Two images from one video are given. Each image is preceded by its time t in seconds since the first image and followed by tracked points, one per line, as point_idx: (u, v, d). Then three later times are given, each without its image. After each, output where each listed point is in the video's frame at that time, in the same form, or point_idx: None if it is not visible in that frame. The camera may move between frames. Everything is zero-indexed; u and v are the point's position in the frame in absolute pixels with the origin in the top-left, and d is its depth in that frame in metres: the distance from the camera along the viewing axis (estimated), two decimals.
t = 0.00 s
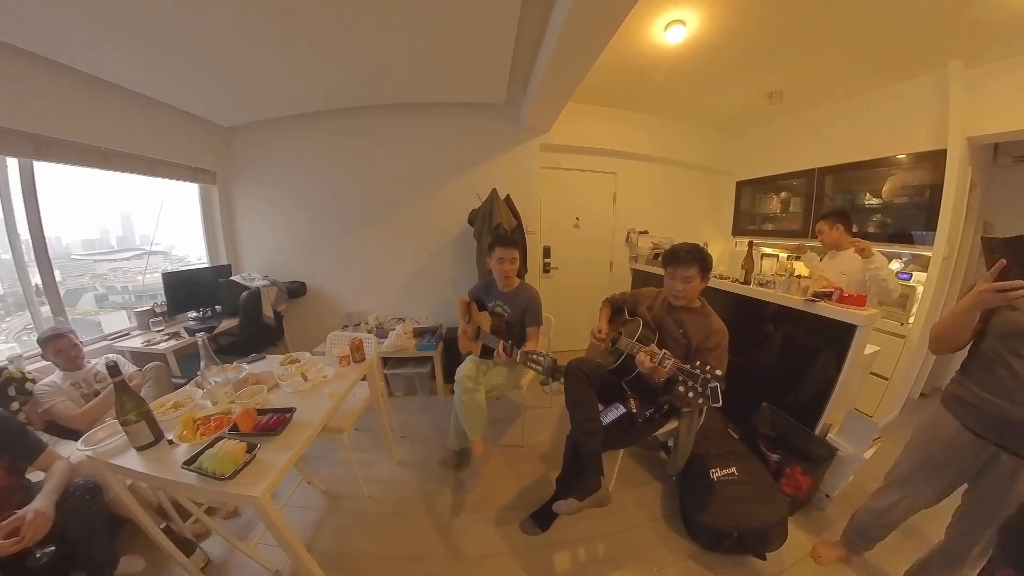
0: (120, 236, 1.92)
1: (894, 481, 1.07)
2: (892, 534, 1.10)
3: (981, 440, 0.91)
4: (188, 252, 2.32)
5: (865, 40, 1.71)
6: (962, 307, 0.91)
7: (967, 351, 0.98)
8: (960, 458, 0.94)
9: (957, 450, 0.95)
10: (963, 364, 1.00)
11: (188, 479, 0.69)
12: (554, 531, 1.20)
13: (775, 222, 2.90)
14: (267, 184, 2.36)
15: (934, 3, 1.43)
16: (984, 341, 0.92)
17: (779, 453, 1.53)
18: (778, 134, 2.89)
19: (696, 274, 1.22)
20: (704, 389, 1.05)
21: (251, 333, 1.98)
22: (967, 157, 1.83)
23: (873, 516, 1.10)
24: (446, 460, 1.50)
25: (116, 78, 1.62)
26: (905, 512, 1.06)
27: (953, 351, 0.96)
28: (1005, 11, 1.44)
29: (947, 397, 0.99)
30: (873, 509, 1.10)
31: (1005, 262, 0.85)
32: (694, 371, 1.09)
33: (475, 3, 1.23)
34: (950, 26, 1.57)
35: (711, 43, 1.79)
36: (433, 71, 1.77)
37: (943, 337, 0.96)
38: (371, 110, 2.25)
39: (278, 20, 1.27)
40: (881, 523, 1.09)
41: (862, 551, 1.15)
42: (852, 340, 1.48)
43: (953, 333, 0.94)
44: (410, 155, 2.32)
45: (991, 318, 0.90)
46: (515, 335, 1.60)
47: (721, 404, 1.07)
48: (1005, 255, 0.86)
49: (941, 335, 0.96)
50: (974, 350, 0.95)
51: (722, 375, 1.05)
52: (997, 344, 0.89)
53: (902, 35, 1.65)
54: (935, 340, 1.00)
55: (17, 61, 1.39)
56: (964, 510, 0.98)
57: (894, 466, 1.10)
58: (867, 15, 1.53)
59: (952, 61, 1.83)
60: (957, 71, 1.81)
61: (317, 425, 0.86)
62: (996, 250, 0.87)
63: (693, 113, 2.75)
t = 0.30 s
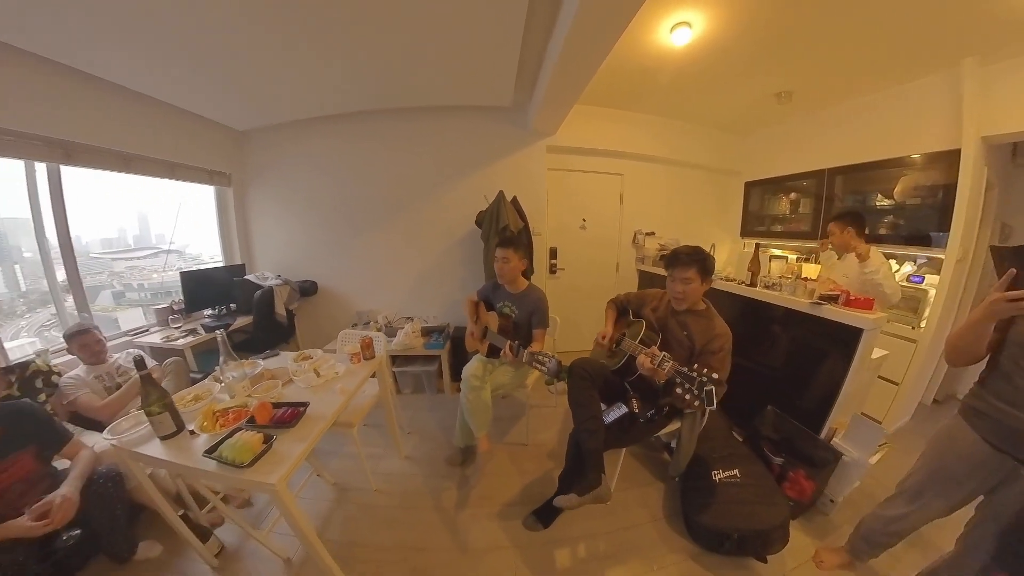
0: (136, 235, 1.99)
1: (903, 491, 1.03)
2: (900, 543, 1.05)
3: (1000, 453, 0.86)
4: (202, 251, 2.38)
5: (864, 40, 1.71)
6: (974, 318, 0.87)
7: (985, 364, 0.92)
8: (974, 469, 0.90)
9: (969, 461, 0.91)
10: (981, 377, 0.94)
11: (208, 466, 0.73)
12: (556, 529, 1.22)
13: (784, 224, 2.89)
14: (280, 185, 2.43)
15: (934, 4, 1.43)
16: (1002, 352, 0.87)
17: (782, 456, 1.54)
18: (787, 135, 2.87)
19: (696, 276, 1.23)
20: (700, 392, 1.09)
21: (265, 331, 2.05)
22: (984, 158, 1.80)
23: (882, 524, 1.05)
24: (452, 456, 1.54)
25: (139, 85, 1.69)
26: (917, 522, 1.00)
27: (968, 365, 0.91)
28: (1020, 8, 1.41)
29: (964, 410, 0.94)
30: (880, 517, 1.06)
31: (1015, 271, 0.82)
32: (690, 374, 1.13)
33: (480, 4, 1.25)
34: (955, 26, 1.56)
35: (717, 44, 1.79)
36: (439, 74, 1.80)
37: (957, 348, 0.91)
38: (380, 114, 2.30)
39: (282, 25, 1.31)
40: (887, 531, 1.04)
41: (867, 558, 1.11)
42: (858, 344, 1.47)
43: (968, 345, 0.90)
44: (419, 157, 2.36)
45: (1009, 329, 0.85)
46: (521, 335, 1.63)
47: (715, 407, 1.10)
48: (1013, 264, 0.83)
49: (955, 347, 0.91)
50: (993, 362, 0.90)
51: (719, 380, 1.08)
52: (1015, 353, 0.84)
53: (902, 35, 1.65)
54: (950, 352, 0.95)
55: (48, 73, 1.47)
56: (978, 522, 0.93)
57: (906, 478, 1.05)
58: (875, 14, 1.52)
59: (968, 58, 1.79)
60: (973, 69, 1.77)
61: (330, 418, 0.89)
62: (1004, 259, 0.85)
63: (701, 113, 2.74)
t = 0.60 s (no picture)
0: (152, 234, 2.05)
1: (906, 494, 1.03)
2: (903, 549, 1.04)
3: (1001, 456, 0.86)
4: (215, 250, 2.44)
5: (863, 40, 1.70)
6: (979, 321, 0.88)
7: (993, 367, 0.92)
8: (977, 473, 0.90)
9: (972, 466, 0.91)
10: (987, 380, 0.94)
11: (227, 454, 0.77)
12: (558, 526, 1.24)
13: (793, 225, 2.86)
14: (292, 186, 2.48)
15: (934, 3, 1.42)
16: (1009, 355, 0.87)
17: (786, 459, 1.54)
18: (797, 136, 2.84)
19: (701, 279, 1.25)
20: (702, 393, 1.10)
21: (277, 328, 2.09)
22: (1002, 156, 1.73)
23: (886, 529, 1.05)
24: (458, 452, 1.57)
25: (162, 92, 1.78)
26: (919, 526, 1.00)
27: (976, 368, 0.91)
28: None
29: (967, 412, 0.94)
30: (884, 522, 1.06)
31: (1020, 274, 0.82)
32: (693, 375, 1.14)
33: (489, 7, 1.27)
34: (961, 26, 1.54)
35: (725, 45, 1.79)
36: (447, 77, 1.82)
37: (964, 352, 0.92)
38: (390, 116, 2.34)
39: (293, 30, 1.35)
40: (890, 536, 1.04)
41: (870, 564, 1.10)
42: (865, 347, 1.47)
43: (974, 348, 0.90)
44: (427, 158, 2.39)
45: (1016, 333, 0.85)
46: (527, 335, 1.65)
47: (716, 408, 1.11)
48: (1018, 267, 0.82)
49: (961, 350, 0.92)
50: (999, 365, 0.90)
51: (721, 381, 1.09)
52: (1020, 357, 0.84)
53: (902, 35, 1.64)
54: (958, 355, 0.95)
55: (73, 81, 1.54)
56: (980, 527, 0.93)
57: (909, 482, 1.05)
58: (884, 14, 1.50)
59: (984, 57, 1.75)
60: (989, 68, 1.74)
61: (341, 412, 0.92)
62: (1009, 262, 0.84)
63: (709, 113, 2.73)
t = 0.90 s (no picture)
0: (168, 234, 2.12)
1: (904, 494, 1.04)
2: (902, 552, 1.05)
3: (990, 454, 0.87)
4: (228, 249, 2.51)
5: (865, 38, 1.69)
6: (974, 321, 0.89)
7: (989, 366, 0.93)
8: (974, 476, 0.91)
9: (968, 467, 0.91)
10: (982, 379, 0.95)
11: (247, 442, 0.81)
12: (561, 521, 1.27)
13: (803, 225, 2.85)
14: (305, 186, 2.55)
15: (935, 4, 1.41)
16: (1003, 355, 0.88)
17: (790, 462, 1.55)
18: (806, 136, 2.82)
19: (705, 281, 1.26)
20: (704, 392, 1.12)
21: (290, 325, 2.15)
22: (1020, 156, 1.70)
23: (884, 531, 1.05)
24: (465, 448, 1.60)
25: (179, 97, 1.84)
26: (915, 528, 1.02)
27: (970, 365, 0.92)
28: None
29: (961, 412, 0.95)
30: (882, 523, 1.06)
31: (1017, 276, 0.82)
32: (694, 374, 1.15)
33: (495, 11, 1.30)
34: (961, 25, 1.54)
35: (730, 47, 1.81)
36: (455, 81, 1.86)
37: (958, 350, 0.93)
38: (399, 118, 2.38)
39: (305, 37, 1.39)
40: (889, 539, 1.05)
41: (871, 569, 1.10)
42: (871, 349, 1.47)
43: (968, 347, 0.91)
44: (436, 160, 2.43)
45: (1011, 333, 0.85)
46: (534, 334, 1.68)
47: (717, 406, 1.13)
48: (1015, 268, 0.82)
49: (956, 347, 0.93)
50: (994, 365, 0.90)
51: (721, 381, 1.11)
52: (1014, 356, 0.84)
53: (902, 35, 1.64)
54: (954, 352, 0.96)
55: (95, 87, 1.61)
56: (976, 528, 0.94)
57: (907, 482, 1.07)
58: (889, 16, 1.51)
59: (996, 57, 1.73)
60: (1003, 67, 1.71)
61: (353, 405, 0.97)
62: (1008, 263, 0.84)
63: (716, 114, 2.74)
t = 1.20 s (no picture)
0: (183, 233, 2.19)
1: (910, 501, 1.05)
2: (906, 558, 1.06)
3: (1000, 465, 0.87)
4: (240, 248, 2.58)
5: (862, 39, 1.69)
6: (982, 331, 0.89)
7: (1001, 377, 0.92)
8: (979, 483, 0.91)
9: (974, 475, 0.92)
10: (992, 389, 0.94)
11: (266, 432, 0.86)
12: (563, 518, 1.30)
13: (812, 227, 2.83)
14: (317, 187, 2.61)
15: (942, 4, 1.41)
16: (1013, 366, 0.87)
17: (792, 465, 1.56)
18: (816, 137, 2.80)
19: (708, 285, 1.28)
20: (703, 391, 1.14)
21: (302, 323, 2.21)
22: None
23: (889, 537, 1.07)
24: (471, 445, 1.64)
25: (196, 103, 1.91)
26: (922, 536, 1.02)
27: (981, 377, 0.93)
28: None
29: (971, 422, 0.94)
30: (887, 530, 1.08)
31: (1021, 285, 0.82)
32: (694, 373, 1.18)
33: (503, 15, 1.33)
34: (960, 25, 1.54)
35: (737, 48, 1.82)
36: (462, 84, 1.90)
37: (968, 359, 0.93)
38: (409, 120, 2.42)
39: (319, 44, 1.45)
40: (893, 545, 1.06)
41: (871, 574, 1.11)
42: (876, 352, 1.47)
43: (977, 356, 0.91)
44: (445, 161, 2.48)
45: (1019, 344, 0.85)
46: (540, 334, 1.71)
47: (714, 404, 1.15)
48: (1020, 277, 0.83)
49: (966, 357, 0.94)
50: (1005, 375, 0.89)
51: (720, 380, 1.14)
52: None
53: (902, 35, 1.63)
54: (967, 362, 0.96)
55: (117, 94, 1.68)
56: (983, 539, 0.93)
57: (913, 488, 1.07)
58: (896, 16, 1.51)
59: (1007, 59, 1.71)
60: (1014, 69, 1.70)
61: (364, 399, 1.01)
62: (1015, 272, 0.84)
63: (724, 115, 2.73)
